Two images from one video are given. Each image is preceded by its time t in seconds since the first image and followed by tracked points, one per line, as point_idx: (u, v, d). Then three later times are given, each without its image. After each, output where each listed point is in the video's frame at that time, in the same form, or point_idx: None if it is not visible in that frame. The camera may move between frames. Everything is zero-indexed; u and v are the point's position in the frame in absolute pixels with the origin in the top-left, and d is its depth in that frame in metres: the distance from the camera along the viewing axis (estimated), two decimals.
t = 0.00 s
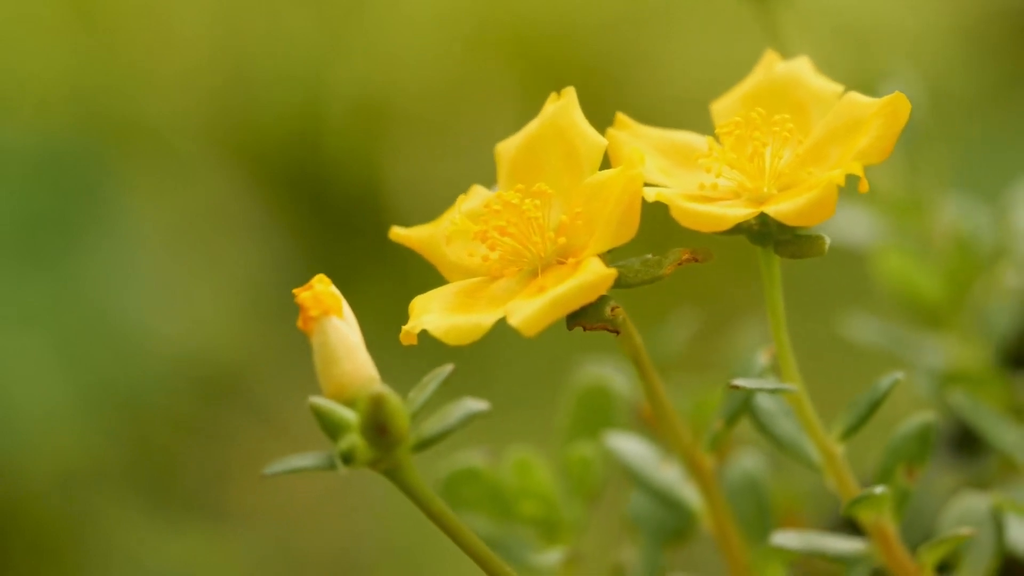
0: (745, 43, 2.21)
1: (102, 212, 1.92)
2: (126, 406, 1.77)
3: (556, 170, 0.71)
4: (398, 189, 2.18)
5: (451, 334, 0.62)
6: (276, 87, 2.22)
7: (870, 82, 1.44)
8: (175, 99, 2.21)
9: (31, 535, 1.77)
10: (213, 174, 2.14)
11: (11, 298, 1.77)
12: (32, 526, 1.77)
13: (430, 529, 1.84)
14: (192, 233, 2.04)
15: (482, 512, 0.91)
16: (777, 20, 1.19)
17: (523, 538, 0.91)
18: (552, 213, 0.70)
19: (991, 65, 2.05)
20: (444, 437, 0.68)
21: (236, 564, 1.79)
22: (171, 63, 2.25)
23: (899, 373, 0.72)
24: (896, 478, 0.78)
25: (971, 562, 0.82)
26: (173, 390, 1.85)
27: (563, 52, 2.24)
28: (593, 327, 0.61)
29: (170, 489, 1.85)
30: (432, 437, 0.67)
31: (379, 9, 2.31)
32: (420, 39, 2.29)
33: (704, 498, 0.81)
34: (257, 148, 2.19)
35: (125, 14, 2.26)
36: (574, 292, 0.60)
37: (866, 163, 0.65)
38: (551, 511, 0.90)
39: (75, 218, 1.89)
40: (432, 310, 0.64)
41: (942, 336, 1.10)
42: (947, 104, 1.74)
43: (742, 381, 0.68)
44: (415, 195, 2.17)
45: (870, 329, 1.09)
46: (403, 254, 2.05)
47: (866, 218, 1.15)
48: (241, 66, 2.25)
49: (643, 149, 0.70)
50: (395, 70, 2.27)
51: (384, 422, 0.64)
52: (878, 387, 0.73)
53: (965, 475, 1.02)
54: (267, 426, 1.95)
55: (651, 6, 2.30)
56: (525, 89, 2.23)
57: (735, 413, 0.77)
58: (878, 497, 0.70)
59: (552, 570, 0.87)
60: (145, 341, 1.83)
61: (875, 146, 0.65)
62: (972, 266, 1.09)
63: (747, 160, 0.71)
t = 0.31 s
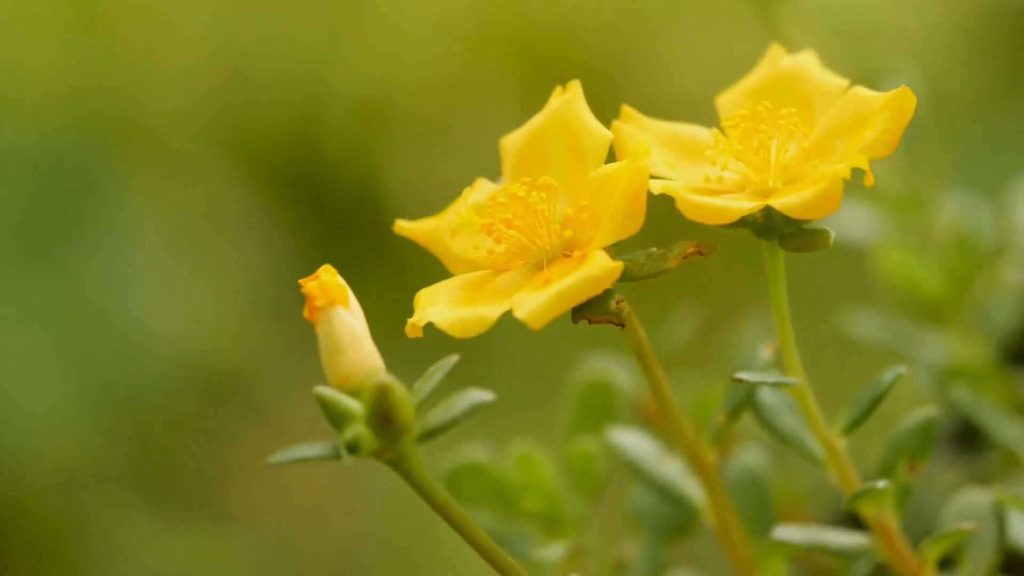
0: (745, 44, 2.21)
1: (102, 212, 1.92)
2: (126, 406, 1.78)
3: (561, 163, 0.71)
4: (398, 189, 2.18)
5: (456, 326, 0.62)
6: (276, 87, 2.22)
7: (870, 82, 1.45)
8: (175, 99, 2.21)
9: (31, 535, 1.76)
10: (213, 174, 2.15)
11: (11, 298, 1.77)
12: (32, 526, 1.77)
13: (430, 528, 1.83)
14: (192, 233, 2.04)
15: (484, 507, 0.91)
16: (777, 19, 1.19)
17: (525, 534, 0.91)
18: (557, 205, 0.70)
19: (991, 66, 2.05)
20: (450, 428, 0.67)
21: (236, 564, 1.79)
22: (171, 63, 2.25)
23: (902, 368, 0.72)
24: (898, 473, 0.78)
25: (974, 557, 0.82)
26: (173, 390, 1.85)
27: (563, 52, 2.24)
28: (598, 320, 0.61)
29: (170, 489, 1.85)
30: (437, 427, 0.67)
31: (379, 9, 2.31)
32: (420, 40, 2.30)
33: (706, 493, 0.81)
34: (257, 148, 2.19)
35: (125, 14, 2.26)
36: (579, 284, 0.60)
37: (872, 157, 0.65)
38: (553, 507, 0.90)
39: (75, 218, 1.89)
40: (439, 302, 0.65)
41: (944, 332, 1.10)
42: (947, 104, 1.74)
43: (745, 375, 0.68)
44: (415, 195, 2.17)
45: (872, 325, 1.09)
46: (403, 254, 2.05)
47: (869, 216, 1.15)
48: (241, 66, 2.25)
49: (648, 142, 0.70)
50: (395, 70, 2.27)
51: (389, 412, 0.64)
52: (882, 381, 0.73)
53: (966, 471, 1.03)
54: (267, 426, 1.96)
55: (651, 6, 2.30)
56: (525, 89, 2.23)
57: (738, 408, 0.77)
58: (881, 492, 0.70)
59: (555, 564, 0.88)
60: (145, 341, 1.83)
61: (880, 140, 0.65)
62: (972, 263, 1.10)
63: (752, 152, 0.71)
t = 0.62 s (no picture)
0: (745, 44, 2.21)
1: (102, 212, 1.92)
2: (126, 406, 1.78)
3: (562, 160, 0.71)
4: (398, 190, 2.18)
5: (456, 323, 0.62)
6: (276, 87, 2.23)
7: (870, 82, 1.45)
8: (174, 99, 2.21)
9: (31, 535, 1.76)
10: (213, 174, 2.15)
11: (11, 298, 1.77)
12: (32, 527, 1.76)
13: (430, 528, 1.83)
14: (192, 233, 2.04)
15: (486, 502, 0.91)
16: (777, 19, 1.19)
17: (527, 531, 0.91)
18: (557, 201, 0.71)
19: (991, 65, 2.05)
20: (452, 423, 0.67)
21: (236, 564, 1.79)
22: (171, 63, 2.25)
23: (903, 364, 0.72)
24: (899, 470, 0.78)
25: (975, 553, 0.81)
26: (173, 390, 1.85)
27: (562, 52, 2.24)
28: (598, 316, 0.61)
29: (170, 489, 1.85)
30: (439, 423, 0.67)
31: (379, 9, 2.31)
32: (420, 40, 2.30)
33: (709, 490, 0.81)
34: (257, 148, 2.19)
35: (125, 14, 2.26)
36: (580, 280, 0.60)
37: (871, 153, 0.65)
38: (555, 504, 0.90)
39: (75, 218, 1.89)
40: (439, 298, 0.65)
41: (944, 330, 1.10)
42: (947, 104, 1.74)
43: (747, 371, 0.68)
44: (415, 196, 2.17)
45: (872, 322, 1.09)
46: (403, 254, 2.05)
47: (869, 214, 1.15)
48: (241, 66, 2.25)
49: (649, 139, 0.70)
50: (395, 70, 2.27)
51: (392, 406, 0.64)
52: (883, 378, 0.73)
53: (967, 468, 1.02)
54: (267, 427, 1.96)
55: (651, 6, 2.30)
56: (525, 90, 2.22)
57: (739, 404, 0.77)
58: (882, 488, 0.70)
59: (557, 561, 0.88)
60: (145, 341, 1.83)
61: (879, 136, 0.65)
62: (972, 261, 1.10)
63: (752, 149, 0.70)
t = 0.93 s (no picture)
0: (745, 44, 2.21)
1: (102, 212, 1.92)
2: (126, 406, 1.78)
3: (563, 160, 0.71)
4: (398, 190, 2.18)
5: (459, 323, 0.62)
6: (276, 87, 2.22)
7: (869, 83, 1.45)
8: (175, 99, 2.21)
9: (32, 535, 1.76)
10: (213, 174, 2.15)
11: (11, 298, 1.77)
12: (32, 526, 1.76)
13: (430, 529, 1.83)
14: (192, 233, 2.04)
15: (487, 507, 0.91)
16: (777, 20, 1.19)
17: (528, 534, 0.91)
18: (558, 202, 0.70)
19: (991, 65, 2.05)
20: (452, 426, 0.67)
21: (236, 564, 1.79)
22: (171, 63, 2.25)
23: (903, 364, 0.72)
24: (901, 470, 0.78)
25: (976, 553, 0.81)
26: (173, 390, 1.85)
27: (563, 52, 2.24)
28: (601, 316, 0.60)
29: (170, 489, 1.85)
30: (439, 426, 0.67)
31: (379, 9, 2.31)
32: (420, 40, 2.30)
33: (710, 492, 0.80)
34: (257, 148, 2.19)
35: (125, 14, 2.26)
36: (582, 280, 0.60)
37: (871, 152, 0.65)
38: (556, 506, 0.90)
39: (75, 218, 1.89)
40: (440, 300, 0.65)
41: (944, 330, 1.10)
42: (947, 105, 1.74)
43: (748, 372, 0.68)
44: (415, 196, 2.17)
45: (872, 323, 1.09)
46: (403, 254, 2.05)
47: (868, 216, 1.15)
48: (241, 66, 2.25)
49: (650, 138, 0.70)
50: (395, 70, 2.27)
51: (391, 409, 0.64)
52: (883, 378, 0.73)
53: (967, 469, 1.02)
54: (267, 426, 1.96)
55: (651, 6, 2.30)
56: (525, 90, 2.23)
57: (740, 404, 0.77)
58: (883, 489, 0.70)
59: (557, 565, 0.88)
60: (145, 341, 1.83)
61: (880, 135, 0.65)
62: (971, 260, 1.10)
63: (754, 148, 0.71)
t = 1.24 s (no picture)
0: (745, 44, 2.17)
1: (102, 212, 1.92)
2: (125, 406, 1.78)
3: (561, 168, 0.71)
4: (398, 190, 2.18)
5: (459, 333, 0.62)
6: (276, 87, 2.23)
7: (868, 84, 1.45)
8: (175, 99, 2.22)
9: (32, 535, 1.76)
10: (213, 174, 2.15)
11: (11, 298, 1.77)
12: (32, 526, 1.76)
13: (431, 530, 1.82)
14: (192, 233, 2.04)
15: (486, 513, 0.91)
16: (775, 21, 1.20)
17: (528, 540, 0.91)
18: (558, 210, 0.71)
19: (990, 66, 2.05)
20: (452, 434, 0.67)
21: (236, 564, 1.79)
22: (171, 63, 2.25)
23: (904, 368, 0.72)
24: (900, 474, 0.78)
25: (977, 557, 0.82)
26: (173, 390, 1.86)
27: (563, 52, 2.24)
28: (600, 325, 0.61)
29: (170, 489, 1.85)
30: (440, 434, 0.67)
31: (379, 9, 2.32)
32: (420, 40, 2.30)
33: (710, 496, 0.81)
34: (257, 148, 2.19)
35: (125, 14, 2.26)
36: (580, 290, 0.60)
37: (871, 158, 0.65)
38: (554, 511, 0.91)
39: (75, 218, 1.89)
40: (440, 309, 0.65)
41: (943, 332, 1.10)
42: (947, 104, 1.74)
43: (747, 377, 0.68)
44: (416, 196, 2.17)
45: (871, 327, 1.09)
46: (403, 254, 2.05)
47: (866, 218, 1.15)
48: (241, 66, 2.25)
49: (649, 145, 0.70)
50: (395, 70, 2.27)
51: (392, 419, 0.64)
52: (883, 381, 0.73)
53: (966, 472, 1.03)
54: (267, 426, 1.95)
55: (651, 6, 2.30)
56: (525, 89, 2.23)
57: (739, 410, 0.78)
58: (884, 493, 0.70)
59: (558, 570, 0.88)
60: (145, 341, 1.84)
61: (879, 140, 0.65)
62: (969, 262, 1.10)
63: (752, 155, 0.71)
